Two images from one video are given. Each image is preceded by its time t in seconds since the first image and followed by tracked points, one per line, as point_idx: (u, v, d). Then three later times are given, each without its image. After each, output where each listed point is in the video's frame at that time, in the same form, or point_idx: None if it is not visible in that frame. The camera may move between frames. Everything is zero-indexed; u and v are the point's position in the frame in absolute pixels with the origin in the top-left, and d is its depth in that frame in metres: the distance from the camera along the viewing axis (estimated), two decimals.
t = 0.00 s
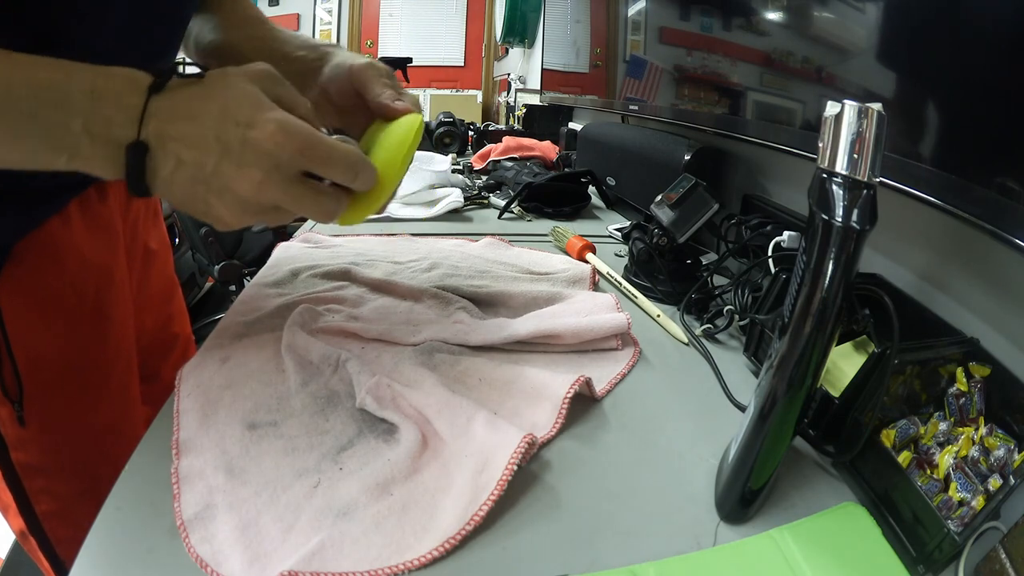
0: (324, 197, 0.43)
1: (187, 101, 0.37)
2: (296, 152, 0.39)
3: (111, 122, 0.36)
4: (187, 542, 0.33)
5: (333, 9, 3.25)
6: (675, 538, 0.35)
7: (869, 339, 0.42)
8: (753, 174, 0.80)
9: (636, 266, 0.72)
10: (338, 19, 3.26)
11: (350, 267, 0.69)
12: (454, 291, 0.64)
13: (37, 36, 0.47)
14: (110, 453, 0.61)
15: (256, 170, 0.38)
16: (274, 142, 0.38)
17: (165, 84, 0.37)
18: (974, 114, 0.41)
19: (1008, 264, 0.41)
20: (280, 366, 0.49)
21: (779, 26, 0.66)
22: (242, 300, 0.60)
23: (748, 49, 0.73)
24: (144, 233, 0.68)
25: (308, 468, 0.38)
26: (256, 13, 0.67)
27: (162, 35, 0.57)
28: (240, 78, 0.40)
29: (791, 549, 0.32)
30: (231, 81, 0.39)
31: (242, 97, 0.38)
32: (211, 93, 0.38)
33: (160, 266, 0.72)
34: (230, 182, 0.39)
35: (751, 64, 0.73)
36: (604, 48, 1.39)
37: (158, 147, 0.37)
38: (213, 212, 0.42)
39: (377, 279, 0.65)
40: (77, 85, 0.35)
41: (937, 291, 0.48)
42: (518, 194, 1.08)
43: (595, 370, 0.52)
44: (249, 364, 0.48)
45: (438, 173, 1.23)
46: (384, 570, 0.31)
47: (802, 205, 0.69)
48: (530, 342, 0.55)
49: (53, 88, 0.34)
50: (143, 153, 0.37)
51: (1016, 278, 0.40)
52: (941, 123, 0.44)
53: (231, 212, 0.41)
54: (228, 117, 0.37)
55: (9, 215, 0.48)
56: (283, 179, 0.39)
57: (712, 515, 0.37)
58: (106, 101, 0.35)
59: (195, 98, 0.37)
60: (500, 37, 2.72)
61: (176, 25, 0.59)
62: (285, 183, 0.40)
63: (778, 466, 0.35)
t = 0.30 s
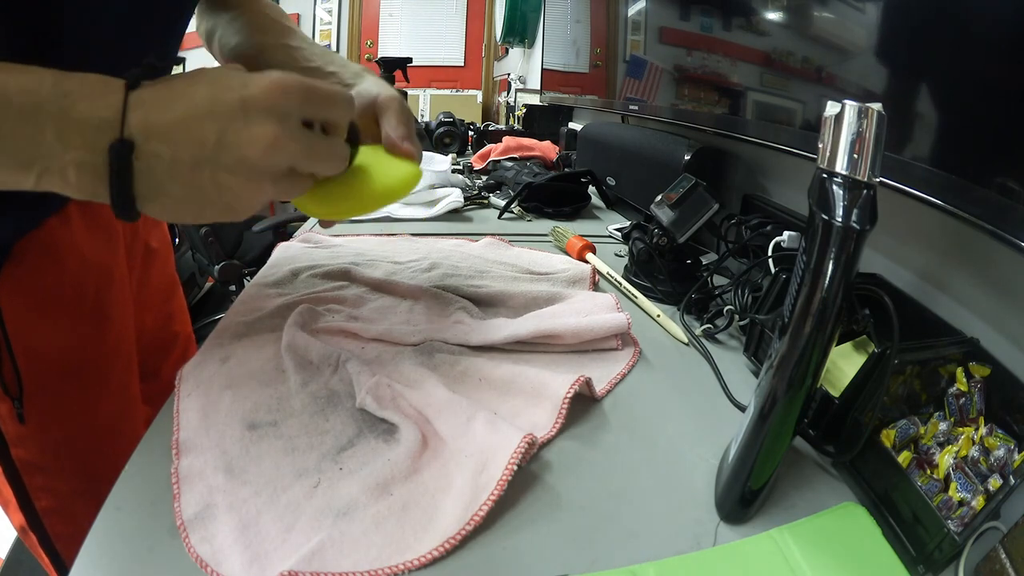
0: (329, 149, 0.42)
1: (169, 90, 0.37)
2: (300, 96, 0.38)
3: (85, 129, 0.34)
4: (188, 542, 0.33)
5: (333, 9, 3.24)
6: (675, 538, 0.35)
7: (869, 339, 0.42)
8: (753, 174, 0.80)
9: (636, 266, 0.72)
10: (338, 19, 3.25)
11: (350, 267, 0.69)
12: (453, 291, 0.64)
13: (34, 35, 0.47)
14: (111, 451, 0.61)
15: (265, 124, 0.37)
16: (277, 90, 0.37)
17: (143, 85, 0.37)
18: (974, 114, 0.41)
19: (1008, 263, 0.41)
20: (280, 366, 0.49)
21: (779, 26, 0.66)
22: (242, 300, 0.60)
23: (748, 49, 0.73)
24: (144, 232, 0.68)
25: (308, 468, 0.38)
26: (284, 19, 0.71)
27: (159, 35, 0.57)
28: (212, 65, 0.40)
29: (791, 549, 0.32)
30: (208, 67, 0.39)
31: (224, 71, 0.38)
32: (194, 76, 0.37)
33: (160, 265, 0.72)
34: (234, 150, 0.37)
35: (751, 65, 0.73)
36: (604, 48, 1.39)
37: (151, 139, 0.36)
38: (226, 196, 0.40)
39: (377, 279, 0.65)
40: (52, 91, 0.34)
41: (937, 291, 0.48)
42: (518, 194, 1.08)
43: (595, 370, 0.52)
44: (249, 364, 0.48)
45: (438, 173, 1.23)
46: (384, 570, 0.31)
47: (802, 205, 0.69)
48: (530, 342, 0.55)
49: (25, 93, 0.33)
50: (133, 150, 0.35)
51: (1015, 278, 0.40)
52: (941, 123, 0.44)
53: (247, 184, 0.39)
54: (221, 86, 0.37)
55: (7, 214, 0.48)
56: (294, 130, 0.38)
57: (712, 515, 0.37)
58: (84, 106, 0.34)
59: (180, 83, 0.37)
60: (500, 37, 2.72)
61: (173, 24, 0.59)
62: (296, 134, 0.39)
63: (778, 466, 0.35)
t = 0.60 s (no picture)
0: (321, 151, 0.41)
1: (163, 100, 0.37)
2: (290, 94, 0.38)
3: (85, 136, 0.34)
4: (187, 542, 0.33)
5: (333, 9, 3.24)
6: (675, 538, 0.35)
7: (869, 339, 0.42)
8: (753, 174, 0.80)
9: (636, 266, 0.72)
10: (338, 19, 3.25)
11: (350, 266, 0.69)
12: (453, 291, 0.64)
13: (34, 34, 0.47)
14: (111, 451, 0.61)
15: (256, 115, 0.36)
16: (268, 84, 0.37)
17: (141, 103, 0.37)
18: (974, 114, 0.41)
19: (1008, 264, 0.41)
20: (280, 366, 0.49)
21: (779, 26, 0.66)
22: (242, 300, 0.60)
23: (748, 49, 0.73)
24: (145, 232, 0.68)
25: (308, 468, 0.38)
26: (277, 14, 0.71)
27: (159, 34, 0.57)
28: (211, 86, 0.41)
29: (791, 549, 0.32)
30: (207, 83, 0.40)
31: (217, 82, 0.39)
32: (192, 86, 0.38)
33: (161, 266, 0.72)
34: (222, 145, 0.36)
35: (751, 65, 0.73)
36: (604, 48, 1.39)
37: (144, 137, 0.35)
38: (219, 202, 0.38)
39: (377, 279, 0.65)
40: (56, 100, 0.34)
41: (937, 291, 0.48)
42: (518, 194, 1.08)
43: (595, 370, 0.52)
44: (249, 364, 0.48)
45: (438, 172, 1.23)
46: (384, 570, 0.31)
47: (802, 205, 0.69)
48: (530, 342, 0.55)
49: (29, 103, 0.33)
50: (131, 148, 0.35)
51: (1016, 278, 0.40)
52: (942, 123, 0.44)
53: (240, 174, 0.36)
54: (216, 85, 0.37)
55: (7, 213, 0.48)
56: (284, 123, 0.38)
57: (712, 515, 0.37)
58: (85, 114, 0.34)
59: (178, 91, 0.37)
60: (500, 37, 2.73)
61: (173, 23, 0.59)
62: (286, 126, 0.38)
63: (778, 466, 0.35)
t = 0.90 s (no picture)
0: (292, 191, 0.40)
1: (157, 100, 0.35)
2: (256, 156, 0.35)
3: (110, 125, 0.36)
4: (187, 542, 0.33)
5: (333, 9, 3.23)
6: (676, 538, 0.35)
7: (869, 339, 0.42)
8: (753, 174, 0.80)
9: (636, 266, 0.72)
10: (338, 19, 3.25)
11: (350, 266, 0.69)
12: (453, 291, 0.64)
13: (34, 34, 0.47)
14: (110, 452, 0.61)
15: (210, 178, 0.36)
16: (234, 146, 0.34)
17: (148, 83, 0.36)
18: (974, 114, 0.41)
19: (1009, 264, 0.41)
20: (280, 366, 0.49)
21: (779, 26, 0.66)
22: (242, 300, 0.60)
23: (748, 49, 0.73)
24: (142, 233, 0.68)
25: (308, 468, 0.38)
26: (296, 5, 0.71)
27: (159, 34, 0.57)
28: (223, 62, 0.38)
29: (791, 550, 0.32)
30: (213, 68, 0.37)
31: (208, 94, 0.35)
32: (190, 82, 0.36)
33: (159, 266, 0.72)
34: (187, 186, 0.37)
35: (751, 65, 0.73)
36: (604, 48, 1.39)
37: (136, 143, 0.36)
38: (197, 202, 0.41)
39: (377, 278, 0.65)
40: (65, 99, 0.34)
41: (937, 291, 0.48)
42: (518, 194, 1.08)
43: (595, 370, 0.52)
44: (249, 365, 0.48)
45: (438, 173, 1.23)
46: (384, 570, 0.31)
47: (802, 205, 0.69)
48: (530, 342, 0.55)
49: (43, 102, 0.33)
50: (132, 154, 0.36)
51: (1016, 278, 0.40)
52: (942, 122, 0.44)
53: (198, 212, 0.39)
54: (200, 104, 0.35)
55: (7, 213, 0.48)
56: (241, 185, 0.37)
57: (712, 515, 0.37)
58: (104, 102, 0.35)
59: (175, 91, 0.35)
60: (500, 37, 2.73)
61: (173, 24, 0.59)
62: (245, 186, 0.37)
63: (778, 466, 0.35)
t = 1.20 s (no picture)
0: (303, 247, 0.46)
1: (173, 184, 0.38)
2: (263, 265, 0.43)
3: (114, 150, 0.37)
4: (187, 542, 0.33)
5: (333, 9, 3.18)
6: (676, 538, 0.35)
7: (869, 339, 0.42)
8: (753, 174, 0.80)
9: (636, 266, 0.72)
10: (338, 19, 3.24)
11: (350, 267, 0.69)
12: (454, 291, 0.64)
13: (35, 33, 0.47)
14: (109, 452, 0.61)
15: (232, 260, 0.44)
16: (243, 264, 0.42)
17: (154, 157, 0.37)
18: (974, 114, 0.41)
19: (1008, 264, 0.41)
20: (280, 366, 0.49)
21: (779, 26, 0.66)
22: (242, 300, 0.60)
23: (748, 49, 0.73)
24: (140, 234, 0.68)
25: (308, 468, 0.38)
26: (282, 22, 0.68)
27: (159, 34, 0.57)
28: (226, 142, 0.36)
29: (791, 550, 0.32)
30: (216, 156, 0.37)
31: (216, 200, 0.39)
32: (198, 172, 0.38)
33: (158, 267, 0.72)
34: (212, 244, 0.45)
35: (751, 65, 0.73)
36: (604, 48, 1.39)
37: (163, 201, 0.40)
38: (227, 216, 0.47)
39: (377, 278, 0.65)
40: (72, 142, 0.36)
41: (937, 291, 0.48)
42: (518, 194, 1.08)
43: (595, 370, 0.52)
44: (250, 364, 0.48)
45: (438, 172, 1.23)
46: (384, 570, 0.31)
47: (802, 205, 0.69)
48: (530, 342, 0.55)
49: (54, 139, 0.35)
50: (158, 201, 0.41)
51: (1016, 277, 0.40)
52: (942, 122, 0.44)
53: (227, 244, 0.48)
54: (211, 207, 0.39)
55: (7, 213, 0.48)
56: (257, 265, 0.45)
57: (712, 515, 0.37)
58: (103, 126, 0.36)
59: (184, 181, 0.38)
60: (500, 37, 2.73)
61: (173, 23, 0.59)
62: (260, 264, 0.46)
63: (778, 466, 0.35)
